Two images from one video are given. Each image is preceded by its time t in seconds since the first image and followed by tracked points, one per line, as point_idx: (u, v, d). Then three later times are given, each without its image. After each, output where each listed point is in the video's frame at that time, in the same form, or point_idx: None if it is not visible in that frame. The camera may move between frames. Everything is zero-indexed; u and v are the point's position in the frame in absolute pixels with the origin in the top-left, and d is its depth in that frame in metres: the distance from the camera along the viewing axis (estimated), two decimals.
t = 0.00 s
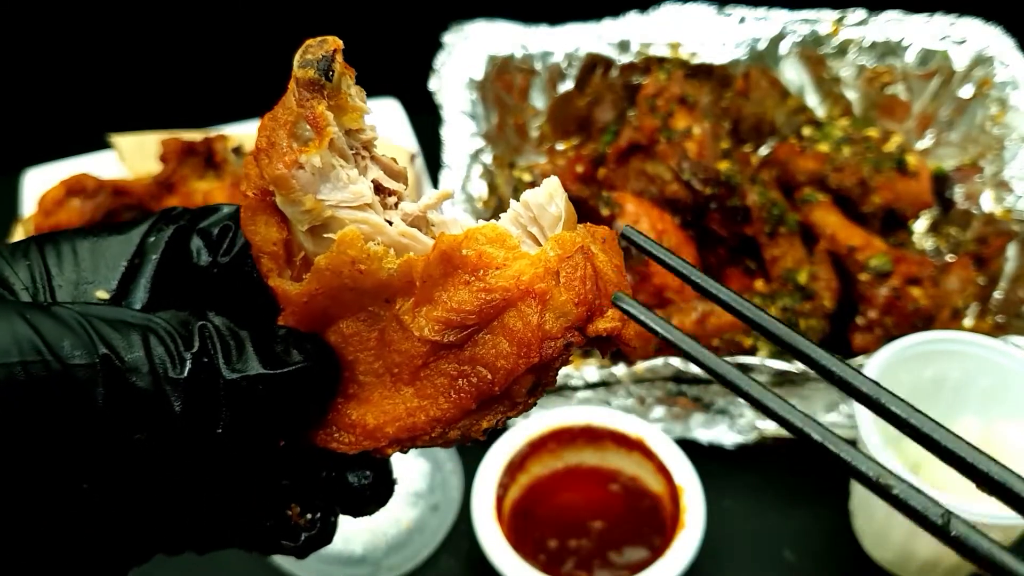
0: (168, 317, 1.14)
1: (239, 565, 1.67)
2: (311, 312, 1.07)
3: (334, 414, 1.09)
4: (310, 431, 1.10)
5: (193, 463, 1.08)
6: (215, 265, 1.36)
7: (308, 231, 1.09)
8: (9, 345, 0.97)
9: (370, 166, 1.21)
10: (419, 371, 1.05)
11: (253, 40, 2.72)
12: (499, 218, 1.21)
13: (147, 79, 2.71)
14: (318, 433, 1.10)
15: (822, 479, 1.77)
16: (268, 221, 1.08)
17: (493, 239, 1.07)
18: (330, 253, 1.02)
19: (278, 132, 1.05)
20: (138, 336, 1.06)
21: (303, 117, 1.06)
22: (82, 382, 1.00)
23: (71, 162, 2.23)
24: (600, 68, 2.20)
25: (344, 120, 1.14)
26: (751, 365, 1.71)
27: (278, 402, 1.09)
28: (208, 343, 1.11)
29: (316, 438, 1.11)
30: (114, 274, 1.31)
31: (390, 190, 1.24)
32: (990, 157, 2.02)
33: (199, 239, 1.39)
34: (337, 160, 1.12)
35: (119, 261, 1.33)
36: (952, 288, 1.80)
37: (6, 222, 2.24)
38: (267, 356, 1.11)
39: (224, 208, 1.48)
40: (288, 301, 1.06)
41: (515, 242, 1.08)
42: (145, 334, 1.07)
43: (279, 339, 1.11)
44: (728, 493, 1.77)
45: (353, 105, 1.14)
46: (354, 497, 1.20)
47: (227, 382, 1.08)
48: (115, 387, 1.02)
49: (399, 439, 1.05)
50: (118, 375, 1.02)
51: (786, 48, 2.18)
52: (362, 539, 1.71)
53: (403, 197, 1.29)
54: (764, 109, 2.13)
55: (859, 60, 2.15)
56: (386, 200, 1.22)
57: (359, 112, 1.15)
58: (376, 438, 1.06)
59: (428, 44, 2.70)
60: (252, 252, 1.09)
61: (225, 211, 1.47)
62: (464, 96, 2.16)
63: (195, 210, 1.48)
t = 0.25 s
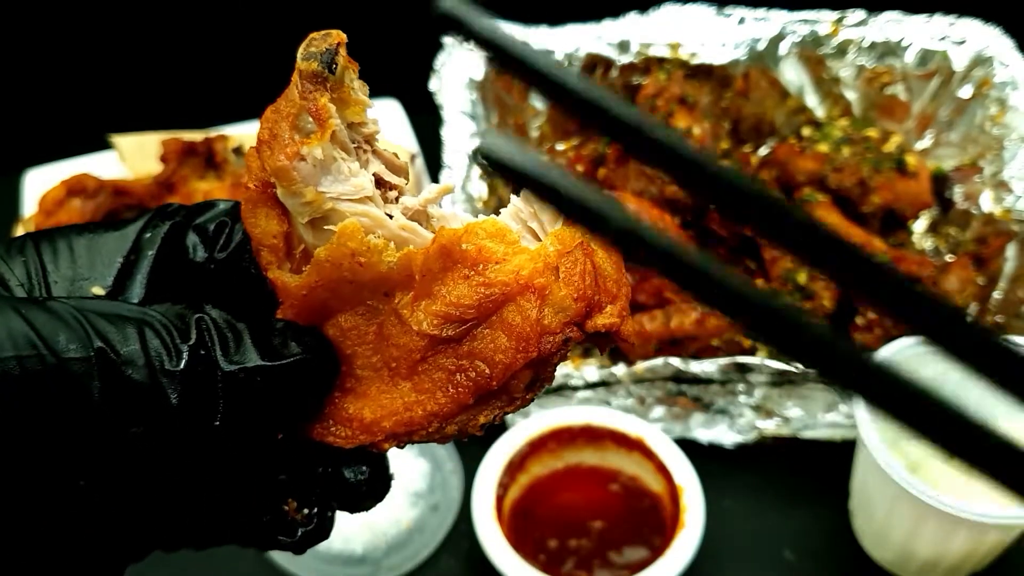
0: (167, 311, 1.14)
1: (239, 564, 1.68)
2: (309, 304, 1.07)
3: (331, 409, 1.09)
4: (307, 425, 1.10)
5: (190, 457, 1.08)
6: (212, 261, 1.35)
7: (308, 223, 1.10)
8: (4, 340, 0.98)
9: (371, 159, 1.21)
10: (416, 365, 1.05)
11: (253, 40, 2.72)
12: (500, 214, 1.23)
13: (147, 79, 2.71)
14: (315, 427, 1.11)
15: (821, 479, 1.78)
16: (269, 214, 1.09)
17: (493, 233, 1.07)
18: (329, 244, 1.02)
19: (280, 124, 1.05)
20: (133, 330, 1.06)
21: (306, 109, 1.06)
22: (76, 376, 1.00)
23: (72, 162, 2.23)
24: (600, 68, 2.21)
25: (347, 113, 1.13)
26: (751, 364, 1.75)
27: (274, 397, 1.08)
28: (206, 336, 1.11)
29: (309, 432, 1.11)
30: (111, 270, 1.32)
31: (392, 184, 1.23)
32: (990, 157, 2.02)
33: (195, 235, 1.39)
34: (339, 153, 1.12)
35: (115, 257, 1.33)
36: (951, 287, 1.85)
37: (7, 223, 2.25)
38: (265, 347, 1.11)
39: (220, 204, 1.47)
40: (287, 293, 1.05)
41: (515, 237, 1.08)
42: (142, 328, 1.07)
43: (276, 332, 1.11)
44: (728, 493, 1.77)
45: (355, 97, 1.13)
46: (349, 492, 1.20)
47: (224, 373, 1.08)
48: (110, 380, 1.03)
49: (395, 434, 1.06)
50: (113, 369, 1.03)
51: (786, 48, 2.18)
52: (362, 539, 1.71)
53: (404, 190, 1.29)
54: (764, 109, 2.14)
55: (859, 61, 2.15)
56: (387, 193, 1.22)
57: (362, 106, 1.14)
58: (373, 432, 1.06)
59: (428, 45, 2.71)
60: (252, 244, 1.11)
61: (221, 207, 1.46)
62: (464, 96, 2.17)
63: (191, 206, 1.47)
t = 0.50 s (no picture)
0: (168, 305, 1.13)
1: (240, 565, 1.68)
2: (314, 297, 1.08)
3: (332, 403, 1.09)
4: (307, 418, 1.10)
5: (192, 452, 1.08)
6: (212, 259, 1.36)
7: (314, 216, 1.10)
8: (7, 335, 0.97)
9: (378, 156, 1.22)
10: (418, 360, 1.05)
11: (253, 40, 2.72)
12: (502, 210, 1.21)
13: (147, 79, 2.71)
14: (314, 421, 1.10)
15: (821, 479, 1.78)
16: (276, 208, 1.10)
17: (497, 229, 1.07)
18: (334, 239, 1.03)
19: (289, 118, 1.06)
20: (136, 325, 1.05)
21: (315, 104, 1.07)
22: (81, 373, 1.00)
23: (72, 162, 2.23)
24: (600, 68, 2.20)
25: (355, 109, 1.15)
26: (751, 364, 1.73)
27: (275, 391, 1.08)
28: (208, 330, 1.10)
29: (312, 425, 1.11)
30: (110, 267, 1.32)
31: (397, 180, 1.24)
32: (990, 157, 2.03)
33: (195, 233, 1.38)
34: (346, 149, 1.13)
35: (115, 254, 1.34)
36: (952, 288, 1.80)
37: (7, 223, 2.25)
38: (267, 341, 1.10)
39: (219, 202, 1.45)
40: (291, 287, 1.07)
41: (518, 234, 1.08)
42: (144, 323, 1.07)
43: (278, 325, 1.11)
44: (728, 493, 1.77)
45: (364, 94, 1.15)
46: (349, 488, 1.19)
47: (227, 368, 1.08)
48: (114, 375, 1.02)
49: (396, 428, 1.05)
50: (116, 363, 1.02)
51: (786, 48, 2.18)
52: (362, 538, 1.70)
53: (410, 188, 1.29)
54: (764, 109, 2.13)
55: (859, 61, 2.16)
56: (392, 189, 1.23)
57: (370, 103, 1.15)
58: (374, 426, 1.05)
59: (428, 45, 2.71)
60: (257, 239, 1.11)
61: (221, 205, 1.44)
62: (464, 96, 2.16)
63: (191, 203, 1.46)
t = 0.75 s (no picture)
0: (166, 300, 1.12)
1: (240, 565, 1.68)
2: (315, 292, 1.07)
3: (333, 399, 1.09)
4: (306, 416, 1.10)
5: (190, 451, 1.08)
6: (210, 255, 1.36)
7: (317, 210, 1.09)
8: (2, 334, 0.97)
9: (384, 151, 1.20)
10: (419, 358, 1.04)
11: (253, 40, 2.72)
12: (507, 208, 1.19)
13: (146, 79, 2.71)
14: (314, 418, 1.10)
15: (822, 480, 1.77)
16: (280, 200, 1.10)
17: (502, 227, 1.06)
18: (338, 232, 1.02)
19: (296, 109, 1.05)
20: (131, 322, 1.04)
21: (323, 95, 1.06)
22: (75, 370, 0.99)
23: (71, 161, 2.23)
24: (600, 68, 2.20)
25: (363, 103, 1.14)
26: (751, 364, 1.74)
27: (276, 389, 1.08)
28: (206, 327, 1.09)
29: (312, 423, 1.10)
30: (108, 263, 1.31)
31: (402, 176, 1.22)
32: (990, 156, 2.02)
33: (191, 229, 1.38)
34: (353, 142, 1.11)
35: (111, 250, 1.32)
36: (952, 288, 1.80)
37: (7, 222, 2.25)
38: (265, 337, 1.10)
39: (215, 198, 1.46)
40: (293, 281, 1.06)
41: (524, 232, 1.07)
42: (140, 320, 1.05)
43: (274, 321, 1.11)
44: (728, 494, 1.77)
45: (372, 89, 1.15)
46: (348, 485, 1.18)
47: (225, 366, 1.07)
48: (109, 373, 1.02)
49: (395, 426, 1.04)
50: (112, 362, 1.02)
51: (786, 48, 2.18)
52: (362, 538, 1.70)
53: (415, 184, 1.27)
54: (764, 109, 2.12)
55: (859, 61, 2.16)
56: (397, 184, 1.21)
57: (378, 97, 1.15)
58: (373, 424, 1.05)
59: (428, 45, 2.70)
60: (260, 232, 1.11)
61: (216, 199, 1.45)
62: (464, 96, 2.16)
63: (185, 200, 1.47)
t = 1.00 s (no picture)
0: (171, 300, 1.11)
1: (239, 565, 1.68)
2: (320, 293, 1.07)
3: (337, 401, 1.09)
4: (311, 419, 1.10)
5: (193, 453, 1.08)
6: (213, 257, 1.35)
7: (325, 212, 1.09)
8: (4, 336, 0.97)
9: (393, 154, 1.21)
10: (425, 362, 1.04)
11: (253, 40, 2.72)
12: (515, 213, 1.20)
13: (146, 78, 2.71)
14: (317, 420, 1.10)
15: (821, 479, 1.77)
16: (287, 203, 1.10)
17: (510, 232, 1.05)
18: (346, 234, 1.02)
19: (304, 111, 1.06)
20: (134, 325, 1.04)
21: (332, 98, 1.07)
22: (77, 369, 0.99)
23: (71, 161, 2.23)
24: (599, 68, 2.20)
25: (371, 105, 1.14)
26: (751, 364, 1.71)
27: (280, 391, 1.06)
28: (210, 329, 1.08)
29: (315, 425, 1.10)
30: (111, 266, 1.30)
31: (410, 179, 1.23)
32: (990, 157, 2.02)
33: (194, 231, 1.38)
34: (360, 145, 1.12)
35: (114, 252, 1.31)
36: (952, 288, 1.80)
37: (7, 222, 2.25)
38: (270, 340, 1.09)
39: (220, 199, 1.46)
40: (299, 282, 1.07)
41: (531, 237, 1.06)
42: (143, 322, 1.05)
43: (280, 323, 1.11)
44: (728, 494, 1.77)
45: (381, 90, 1.14)
46: (351, 488, 1.16)
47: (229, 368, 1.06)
48: (112, 375, 1.01)
49: (399, 429, 1.05)
50: (114, 364, 1.01)
51: (786, 48, 2.19)
52: (363, 538, 1.70)
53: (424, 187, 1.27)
54: (764, 109, 2.12)
55: (859, 61, 2.16)
56: (405, 188, 1.21)
57: (387, 99, 1.15)
58: (377, 427, 1.05)
59: (428, 45, 2.70)
60: (267, 234, 1.11)
61: (220, 201, 1.45)
62: (464, 96, 2.15)
63: (189, 201, 1.46)
